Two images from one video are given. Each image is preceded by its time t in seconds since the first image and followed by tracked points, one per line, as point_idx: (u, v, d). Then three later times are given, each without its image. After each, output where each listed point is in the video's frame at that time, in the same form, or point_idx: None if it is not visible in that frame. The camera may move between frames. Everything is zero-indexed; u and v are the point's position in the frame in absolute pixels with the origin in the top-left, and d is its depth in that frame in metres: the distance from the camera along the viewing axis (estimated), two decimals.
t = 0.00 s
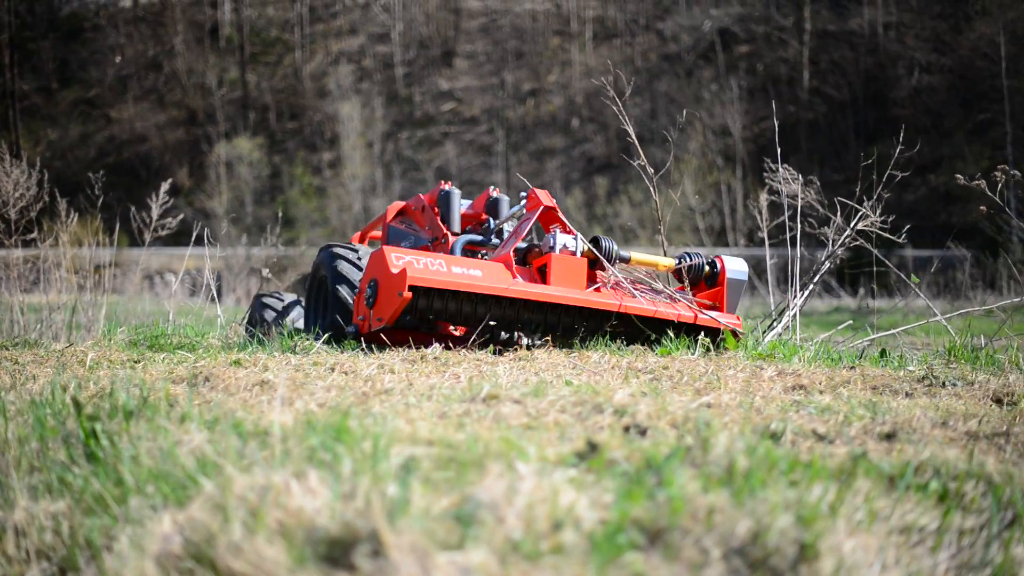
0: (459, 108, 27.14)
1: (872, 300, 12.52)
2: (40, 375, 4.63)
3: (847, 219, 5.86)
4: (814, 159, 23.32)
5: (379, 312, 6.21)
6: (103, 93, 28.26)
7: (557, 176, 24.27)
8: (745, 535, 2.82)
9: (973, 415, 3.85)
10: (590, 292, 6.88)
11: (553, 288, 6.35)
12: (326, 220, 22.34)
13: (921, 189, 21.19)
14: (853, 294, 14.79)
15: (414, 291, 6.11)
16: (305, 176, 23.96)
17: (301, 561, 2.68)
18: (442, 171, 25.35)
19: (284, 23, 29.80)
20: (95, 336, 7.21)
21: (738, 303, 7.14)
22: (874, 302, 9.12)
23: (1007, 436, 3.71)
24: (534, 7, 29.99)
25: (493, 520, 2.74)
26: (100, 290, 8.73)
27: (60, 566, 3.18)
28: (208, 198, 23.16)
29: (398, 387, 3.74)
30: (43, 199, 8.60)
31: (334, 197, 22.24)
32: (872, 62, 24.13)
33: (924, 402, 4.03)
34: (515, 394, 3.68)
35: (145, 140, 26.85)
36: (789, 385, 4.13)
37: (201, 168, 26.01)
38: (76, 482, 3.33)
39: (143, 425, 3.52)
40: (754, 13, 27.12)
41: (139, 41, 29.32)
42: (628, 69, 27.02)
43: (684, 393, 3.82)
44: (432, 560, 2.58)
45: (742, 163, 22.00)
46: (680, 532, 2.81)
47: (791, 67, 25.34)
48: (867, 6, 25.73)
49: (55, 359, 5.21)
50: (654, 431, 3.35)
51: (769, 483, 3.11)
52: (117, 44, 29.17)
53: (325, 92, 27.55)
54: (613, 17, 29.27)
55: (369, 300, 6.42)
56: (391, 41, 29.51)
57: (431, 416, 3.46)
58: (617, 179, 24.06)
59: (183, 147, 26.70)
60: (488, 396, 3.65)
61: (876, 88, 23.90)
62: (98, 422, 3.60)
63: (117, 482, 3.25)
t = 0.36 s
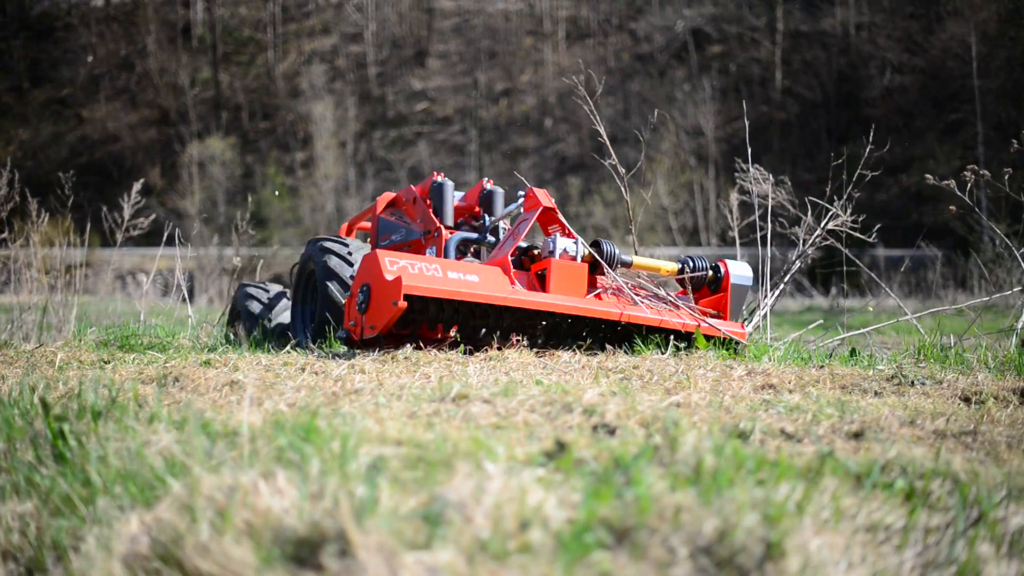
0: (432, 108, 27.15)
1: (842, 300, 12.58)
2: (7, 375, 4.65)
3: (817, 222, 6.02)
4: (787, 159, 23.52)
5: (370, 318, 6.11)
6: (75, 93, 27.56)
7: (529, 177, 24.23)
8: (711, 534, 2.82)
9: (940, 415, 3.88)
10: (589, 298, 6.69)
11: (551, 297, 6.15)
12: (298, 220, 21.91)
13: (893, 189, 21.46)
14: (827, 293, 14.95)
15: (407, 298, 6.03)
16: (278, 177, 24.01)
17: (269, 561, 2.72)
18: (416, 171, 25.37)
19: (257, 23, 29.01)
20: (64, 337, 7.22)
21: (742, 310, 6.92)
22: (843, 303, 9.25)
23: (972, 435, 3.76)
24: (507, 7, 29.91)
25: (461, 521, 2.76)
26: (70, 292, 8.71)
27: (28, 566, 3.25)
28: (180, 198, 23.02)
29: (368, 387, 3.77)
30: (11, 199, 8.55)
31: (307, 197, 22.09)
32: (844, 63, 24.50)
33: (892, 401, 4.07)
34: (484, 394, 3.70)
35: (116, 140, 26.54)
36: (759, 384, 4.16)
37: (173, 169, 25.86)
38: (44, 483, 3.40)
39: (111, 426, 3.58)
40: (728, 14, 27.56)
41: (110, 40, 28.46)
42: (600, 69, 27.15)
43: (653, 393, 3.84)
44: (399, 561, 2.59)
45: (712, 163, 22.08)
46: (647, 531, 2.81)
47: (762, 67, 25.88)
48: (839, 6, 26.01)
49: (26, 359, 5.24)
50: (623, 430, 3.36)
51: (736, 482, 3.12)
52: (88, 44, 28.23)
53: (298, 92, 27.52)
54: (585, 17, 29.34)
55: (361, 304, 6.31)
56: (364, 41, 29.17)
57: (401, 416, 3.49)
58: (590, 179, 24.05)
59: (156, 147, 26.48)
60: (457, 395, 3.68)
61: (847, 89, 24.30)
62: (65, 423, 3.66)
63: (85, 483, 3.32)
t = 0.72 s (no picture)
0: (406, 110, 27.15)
1: (812, 300, 12.61)
2: None
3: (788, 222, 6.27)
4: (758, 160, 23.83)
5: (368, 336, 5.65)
6: (44, 93, 26.61)
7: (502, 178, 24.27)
8: (678, 534, 2.81)
9: (908, 415, 3.92)
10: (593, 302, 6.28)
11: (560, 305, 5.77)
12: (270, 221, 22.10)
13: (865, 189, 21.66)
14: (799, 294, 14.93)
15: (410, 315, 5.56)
16: (250, 178, 23.97)
17: (235, 563, 2.75)
18: (389, 172, 25.39)
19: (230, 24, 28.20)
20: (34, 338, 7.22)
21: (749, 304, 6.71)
22: (814, 303, 9.38)
23: (939, 435, 3.80)
24: (480, 7, 29.63)
25: (430, 521, 2.79)
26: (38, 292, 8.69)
27: None
28: (153, 199, 22.89)
29: (338, 389, 3.83)
30: None
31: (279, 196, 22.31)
32: (816, 65, 24.92)
33: (860, 401, 4.13)
34: (453, 395, 3.74)
35: (88, 139, 26.11)
36: (728, 385, 4.25)
37: (145, 169, 25.66)
38: (11, 485, 3.46)
39: (79, 428, 3.65)
40: (700, 15, 27.89)
41: (80, 39, 27.25)
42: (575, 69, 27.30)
43: (622, 395, 3.88)
44: (367, 561, 2.61)
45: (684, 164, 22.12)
46: (614, 531, 2.80)
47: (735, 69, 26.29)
48: (812, 7, 26.46)
49: None
50: (592, 430, 3.38)
51: (705, 483, 3.11)
52: (58, 43, 26.91)
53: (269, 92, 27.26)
54: (558, 18, 29.28)
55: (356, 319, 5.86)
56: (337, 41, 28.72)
57: (371, 417, 3.54)
58: (563, 180, 24.06)
59: (128, 147, 26.24)
60: (426, 396, 3.72)
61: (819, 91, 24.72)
62: (34, 425, 3.73)
63: (53, 484, 3.39)
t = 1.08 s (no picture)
0: (378, 118, 26.76)
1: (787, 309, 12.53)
2: None
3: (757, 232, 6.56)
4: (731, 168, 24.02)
5: (368, 356, 5.47)
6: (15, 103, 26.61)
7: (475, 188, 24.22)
8: (645, 545, 2.79)
9: (875, 425, 3.96)
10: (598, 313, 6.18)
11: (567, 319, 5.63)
12: (242, 231, 22.63)
13: (837, 200, 21.78)
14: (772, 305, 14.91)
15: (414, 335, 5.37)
16: (222, 188, 23.86)
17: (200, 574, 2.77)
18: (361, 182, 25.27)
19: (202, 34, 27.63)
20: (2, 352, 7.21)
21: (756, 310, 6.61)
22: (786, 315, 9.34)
23: (906, 445, 3.84)
24: (452, 18, 29.11)
25: (396, 532, 2.80)
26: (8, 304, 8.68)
27: None
28: (125, 209, 22.73)
29: (306, 400, 3.87)
30: None
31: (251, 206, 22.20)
32: (788, 75, 25.24)
33: (828, 411, 4.19)
34: (422, 406, 3.78)
35: (58, 149, 25.87)
36: (698, 396, 4.33)
37: (116, 180, 25.36)
38: None
39: (46, 441, 3.70)
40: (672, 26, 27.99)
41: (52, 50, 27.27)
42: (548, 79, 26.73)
43: (591, 406, 3.91)
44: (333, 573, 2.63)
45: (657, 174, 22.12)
46: (581, 542, 2.79)
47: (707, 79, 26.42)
48: (783, 16, 26.95)
49: None
50: (559, 441, 3.40)
51: (672, 493, 3.11)
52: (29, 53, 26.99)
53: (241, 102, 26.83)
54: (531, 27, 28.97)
55: (354, 338, 5.69)
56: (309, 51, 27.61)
57: (340, 428, 3.56)
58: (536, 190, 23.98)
59: (98, 157, 25.87)
60: (396, 408, 3.75)
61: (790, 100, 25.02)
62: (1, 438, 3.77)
63: (21, 496, 3.44)
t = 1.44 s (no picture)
0: (352, 134, 26.46)
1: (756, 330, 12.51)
2: None
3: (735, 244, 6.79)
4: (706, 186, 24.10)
5: (367, 375, 5.36)
6: None
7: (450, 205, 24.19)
8: (615, 561, 2.77)
9: (847, 441, 4.00)
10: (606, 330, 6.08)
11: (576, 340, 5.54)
12: (217, 247, 22.71)
13: (811, 217, 21.89)
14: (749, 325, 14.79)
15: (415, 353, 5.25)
16: (196, 205, 23.75)
17: None
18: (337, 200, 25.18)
19: (177, 49, 27.23)
20: None
21: (768, 328, 6.58)
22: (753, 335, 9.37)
23: (877, 460, 3.88)
24: (427, 35, 28.81)
25: (366, 550, 2.80)
26: None
27: None
28: (100, 226, 22.56)
29: (277, 418, 3.89)
30: None
31: (223, 222, 22.69)
32: (761, 92, 25.41)
33: (800, 427, 4.25)
34: (395, 423, 3.81)
35: (31, 166, 25.40)
36: (670, 413, 4.44)
37: (90, 196, 25.02)
38: None
39: (16, 456, 3.70)
40: (649, 43, 28.01)
41: (24, 65, 26.66)
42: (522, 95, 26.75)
43: (563, 424, 3.94)
44: None
45: (631, 191, 22.11)
46: (552, 558, 2.77)
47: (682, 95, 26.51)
48: (757, 34, 27.25)
49: None
50: (532, 457, 3.40)
51: (644, 509, 3.10)
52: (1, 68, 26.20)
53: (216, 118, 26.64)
54: (506, 44, 28.90)
55: (353, 354, 5.57)
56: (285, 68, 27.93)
57: (313, 444, 3.57)
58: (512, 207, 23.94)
59: (71, 174, 25.40)
60: (369, 425, 3.78)
61: (765, 117, 25.18)
62: None
63: None
